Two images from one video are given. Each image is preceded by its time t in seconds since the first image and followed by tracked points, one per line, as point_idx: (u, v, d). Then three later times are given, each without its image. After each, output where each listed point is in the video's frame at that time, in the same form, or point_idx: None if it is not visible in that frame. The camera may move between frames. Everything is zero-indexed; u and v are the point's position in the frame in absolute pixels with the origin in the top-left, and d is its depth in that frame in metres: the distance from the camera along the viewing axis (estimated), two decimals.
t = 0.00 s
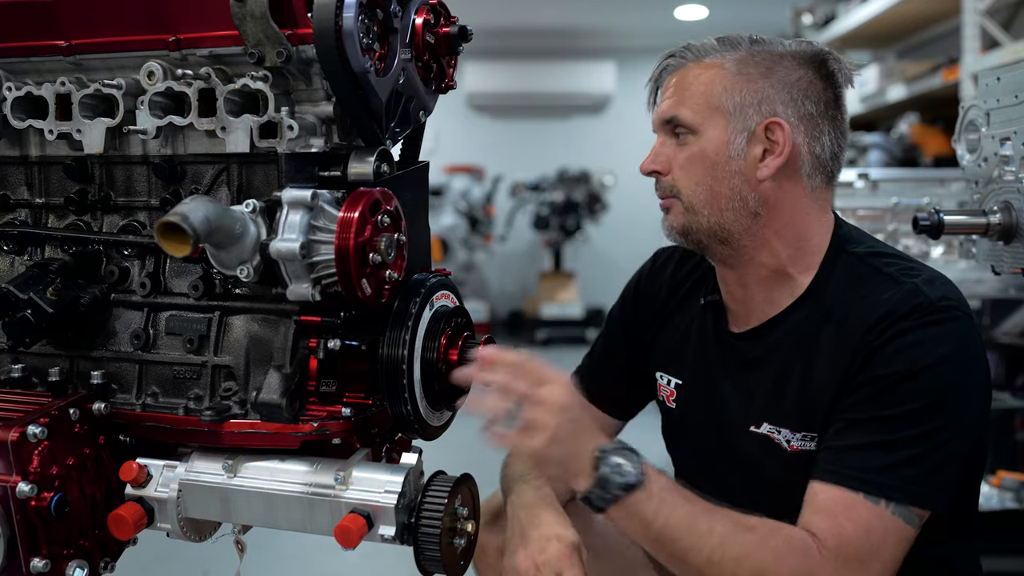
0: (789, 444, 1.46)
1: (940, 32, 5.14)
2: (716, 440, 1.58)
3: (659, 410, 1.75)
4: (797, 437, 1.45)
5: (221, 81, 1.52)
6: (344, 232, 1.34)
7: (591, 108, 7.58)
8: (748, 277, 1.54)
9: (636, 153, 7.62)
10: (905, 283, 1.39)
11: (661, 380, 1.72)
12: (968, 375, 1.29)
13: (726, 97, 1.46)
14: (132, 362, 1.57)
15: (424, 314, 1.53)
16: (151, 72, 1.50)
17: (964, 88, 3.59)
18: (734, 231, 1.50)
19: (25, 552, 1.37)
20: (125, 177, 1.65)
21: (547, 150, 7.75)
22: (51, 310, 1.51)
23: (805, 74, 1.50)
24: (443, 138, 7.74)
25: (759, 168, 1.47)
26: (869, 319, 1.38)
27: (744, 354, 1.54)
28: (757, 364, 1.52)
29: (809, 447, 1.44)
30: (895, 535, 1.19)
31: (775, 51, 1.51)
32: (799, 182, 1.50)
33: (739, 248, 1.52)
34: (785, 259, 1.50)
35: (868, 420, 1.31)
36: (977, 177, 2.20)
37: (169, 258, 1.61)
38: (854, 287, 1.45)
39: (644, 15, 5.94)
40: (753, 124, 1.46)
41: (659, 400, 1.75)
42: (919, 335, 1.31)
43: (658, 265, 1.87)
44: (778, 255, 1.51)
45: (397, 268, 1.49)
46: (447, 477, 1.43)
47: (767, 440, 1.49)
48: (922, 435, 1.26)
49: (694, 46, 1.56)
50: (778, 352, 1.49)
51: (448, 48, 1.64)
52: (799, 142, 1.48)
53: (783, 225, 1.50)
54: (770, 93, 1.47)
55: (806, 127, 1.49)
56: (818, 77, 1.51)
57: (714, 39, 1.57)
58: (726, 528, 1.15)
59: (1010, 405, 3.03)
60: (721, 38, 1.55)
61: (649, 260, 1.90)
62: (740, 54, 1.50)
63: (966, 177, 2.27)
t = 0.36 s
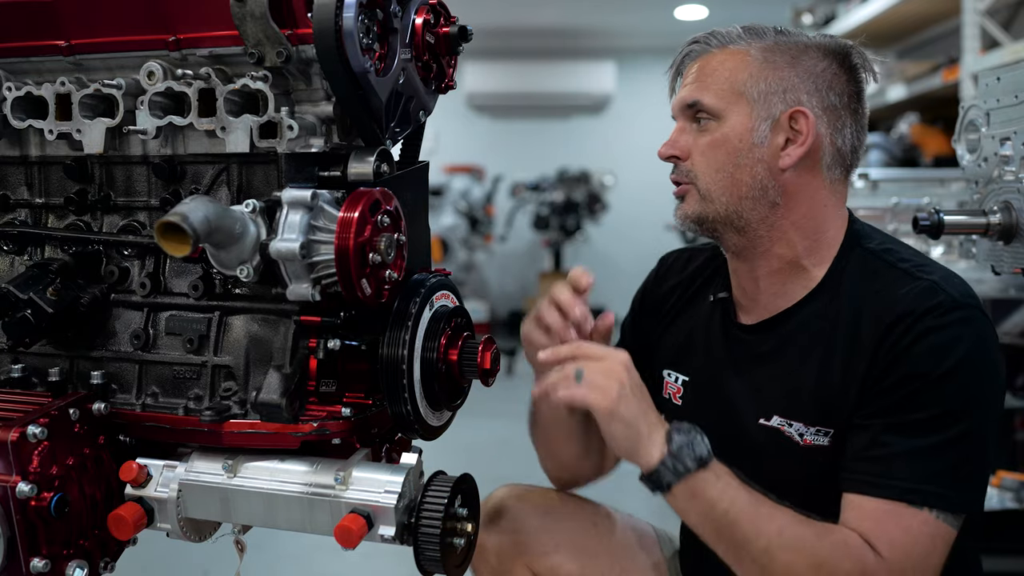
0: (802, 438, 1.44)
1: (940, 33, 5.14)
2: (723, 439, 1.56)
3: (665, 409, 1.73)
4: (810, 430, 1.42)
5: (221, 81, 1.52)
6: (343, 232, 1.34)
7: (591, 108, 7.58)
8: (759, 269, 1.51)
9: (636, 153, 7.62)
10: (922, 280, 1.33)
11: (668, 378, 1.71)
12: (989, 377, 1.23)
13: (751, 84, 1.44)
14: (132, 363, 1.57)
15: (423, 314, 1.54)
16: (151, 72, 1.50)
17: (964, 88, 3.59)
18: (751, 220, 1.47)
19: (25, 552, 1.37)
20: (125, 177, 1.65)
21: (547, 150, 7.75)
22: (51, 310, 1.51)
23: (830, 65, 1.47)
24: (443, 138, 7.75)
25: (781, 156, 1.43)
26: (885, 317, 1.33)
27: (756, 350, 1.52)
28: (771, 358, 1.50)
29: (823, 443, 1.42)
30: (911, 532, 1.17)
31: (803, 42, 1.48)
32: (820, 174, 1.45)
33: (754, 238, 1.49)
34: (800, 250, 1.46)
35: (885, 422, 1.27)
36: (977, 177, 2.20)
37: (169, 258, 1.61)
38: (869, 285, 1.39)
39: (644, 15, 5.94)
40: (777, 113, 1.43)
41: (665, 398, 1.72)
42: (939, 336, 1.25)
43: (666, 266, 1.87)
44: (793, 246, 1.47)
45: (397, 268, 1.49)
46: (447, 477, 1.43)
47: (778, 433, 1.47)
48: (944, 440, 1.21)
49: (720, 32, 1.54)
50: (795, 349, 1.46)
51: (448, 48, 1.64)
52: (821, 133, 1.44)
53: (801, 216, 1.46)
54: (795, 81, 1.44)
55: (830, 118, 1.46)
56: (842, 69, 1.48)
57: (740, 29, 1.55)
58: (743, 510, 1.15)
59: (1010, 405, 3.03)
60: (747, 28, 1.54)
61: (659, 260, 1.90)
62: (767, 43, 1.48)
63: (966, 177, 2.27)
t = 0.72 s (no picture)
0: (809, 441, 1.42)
1: (940, 32, 5.14)
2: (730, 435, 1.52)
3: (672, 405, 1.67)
4: (818, 433, 1.41)
5: (221, 81, 1.52)
6: (343, 232, 1.34)
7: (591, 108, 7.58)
8: (779, 269, 1.46)
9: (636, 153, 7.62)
10: (934, 284, 1.30)
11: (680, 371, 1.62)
12: (1001, 384, 1.20)
13: (782, 84, 1.36)
14: (132, 363, 1.57)
15: (424, 314, 1.53)
16: (151, 72, 1.50)
17: (964, 88, 3.59)
18: (780, 227, 1.40)
19: (25, 552, 1.37)
20: (125, 177, 1.65)
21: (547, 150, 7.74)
22: (51, 310, 1.51)
23: (846, 64, 1.44)
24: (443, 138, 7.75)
25: (814, 160, 1.39)
26: (897, 321, 1.30)
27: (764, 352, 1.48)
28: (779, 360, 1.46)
29: (828, 446, 1.40)
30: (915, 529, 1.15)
31: (822, 41, 1.43)
32: (840, 176, 1.44)
33: (780, 243, 1.42)
34: (820, 252, 1.43)
35: (898, 429, 1.24)
36: (976, 177, 2.20)
37: (169, 258, 1.61)
38: (880, 288, 1.36)
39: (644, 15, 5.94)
40: (809, 115, 1.37)
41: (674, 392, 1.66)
42: (953, 341, 1.22)
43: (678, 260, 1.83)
44: (813, 248, 1.43)
45: (397, 268, 1.49)
46: (447, 477, 1.43)
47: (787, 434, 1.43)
48: (959, 444, 1.17)
49: (738, 29, 1.46)
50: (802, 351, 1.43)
51: (448, 48, 1.64)
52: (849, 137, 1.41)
53: (823, 220, 1.43)
54: (823, 83, 1.39)
55: (852, 118, 1.44)
56: (856, 68, 1.46)
57: (752, 24, 1.48)
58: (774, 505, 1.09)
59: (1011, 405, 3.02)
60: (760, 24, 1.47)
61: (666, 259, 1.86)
62: (790, 42, 1.42)
63: (966, 177, 2.27)
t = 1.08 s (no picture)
0: (812, 445, 1.35)
1: (940, 32, 5.15)
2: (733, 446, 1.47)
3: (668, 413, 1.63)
4: (821, 437, 1.34)
5: (221, 81, 1.52)
6: (343, 232, 1.34)
7: (591, 108, 7.58)
8: (787, 274, 1.40)
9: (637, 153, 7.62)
10: (923, 286, 1.28)
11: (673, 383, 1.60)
12: (1002, 385, 1.18)
13: (825, 89, 1.35)
14: (132, 363, 1.57)
15: (424, 314, 1.53)
16: (151, 72, 1.50)
17: (964, 88, 3.59)
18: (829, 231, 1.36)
19: (25, 552, 1.37)
20: (125, 177, 1.65)
21: (547, 150, 7.75)
22: (51, 310, 1.51)
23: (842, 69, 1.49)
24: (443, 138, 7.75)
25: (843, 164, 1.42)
26: (892, 328, 1.27)
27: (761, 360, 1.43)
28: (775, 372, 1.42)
29: (834, 450, 1.33)
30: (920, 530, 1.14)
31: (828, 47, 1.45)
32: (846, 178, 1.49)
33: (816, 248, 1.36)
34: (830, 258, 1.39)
35: (904, 444, 1.21)
36: (976, 177, 2.20)
37: (169, 258, 1.61)
38: (872, 291, 1.34)
39: (644, 15, 5.95)
40: (842, 120, 1.39)
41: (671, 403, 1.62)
42: (947, 346, 1.19)
43: (665, 269, 1.74)
44: (829, 253, 1.38)
45: (397, 268, 1.49)
46: (447, 477, 1.43)
47: (787, 441, 1.37)
48: (966, 449, 1.15)
49: (769, 29, 1.40)
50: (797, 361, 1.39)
51: (448, 47, 1.64)
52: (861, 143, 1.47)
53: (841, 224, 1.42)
54: (846, 89, 1.41)
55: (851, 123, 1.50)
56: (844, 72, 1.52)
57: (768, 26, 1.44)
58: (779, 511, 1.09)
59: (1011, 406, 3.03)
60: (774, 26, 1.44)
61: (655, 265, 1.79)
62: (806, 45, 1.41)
63: (966, 177, 2.27)
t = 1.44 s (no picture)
0: (815, 444, 1.35)
1: (940, 33, 5.15)
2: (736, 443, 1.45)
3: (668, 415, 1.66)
4: (824, 436, 1.34)
5: (221, 81, 1.52)
6: (344, 232, 1.34)
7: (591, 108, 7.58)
8: (784, 275, 1.39)
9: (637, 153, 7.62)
10: (929, 282, 1.29)
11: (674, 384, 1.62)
12: (1009, 379, 1.19)
13: (798, 87, 1.34)
14: (132, 363, 1.57)
15: (424, 314, 1.53)
16: (151, 72, 1.50)
17: (964, 88, 3.59)
18: (817, 228, 1.34)
19: (25, 552, 1.37)
20: (125, 177, 1.65)
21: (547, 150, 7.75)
22: (51, 310, 1.51)
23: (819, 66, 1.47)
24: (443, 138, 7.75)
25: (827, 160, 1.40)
26: (900, 321, 1.27)
27: (764, 357, 1.43)
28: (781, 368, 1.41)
29: (836, 449, 1.33)
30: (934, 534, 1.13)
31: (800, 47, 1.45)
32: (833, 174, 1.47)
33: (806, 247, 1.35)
34: (828, 257, 1.38)
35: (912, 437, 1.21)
36: (976, 177, 2.20)
37: (169, 258, 1.61)
38: (877, 287, 1.34)
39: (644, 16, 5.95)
40: (821, 117, 1.38)
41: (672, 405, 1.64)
42: (958, 338, 1.20)
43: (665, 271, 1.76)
44: (823, 253, 1.38)
45: (397, 268, 1.49)
46: (447, 477, 1.43)
47: (791, 440, 1.37)
48: (976, 442, 1.15)
49: (737, 34, 1.39)
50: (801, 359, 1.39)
51: (448, 47, 1.64)
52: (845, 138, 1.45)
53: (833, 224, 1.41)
54: (822, 85, 1.40)
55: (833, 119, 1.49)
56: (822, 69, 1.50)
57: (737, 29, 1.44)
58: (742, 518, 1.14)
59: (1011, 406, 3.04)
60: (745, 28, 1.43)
61: (654, 268, 1.79)
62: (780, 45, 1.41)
63: (966, 177, 2.27)
